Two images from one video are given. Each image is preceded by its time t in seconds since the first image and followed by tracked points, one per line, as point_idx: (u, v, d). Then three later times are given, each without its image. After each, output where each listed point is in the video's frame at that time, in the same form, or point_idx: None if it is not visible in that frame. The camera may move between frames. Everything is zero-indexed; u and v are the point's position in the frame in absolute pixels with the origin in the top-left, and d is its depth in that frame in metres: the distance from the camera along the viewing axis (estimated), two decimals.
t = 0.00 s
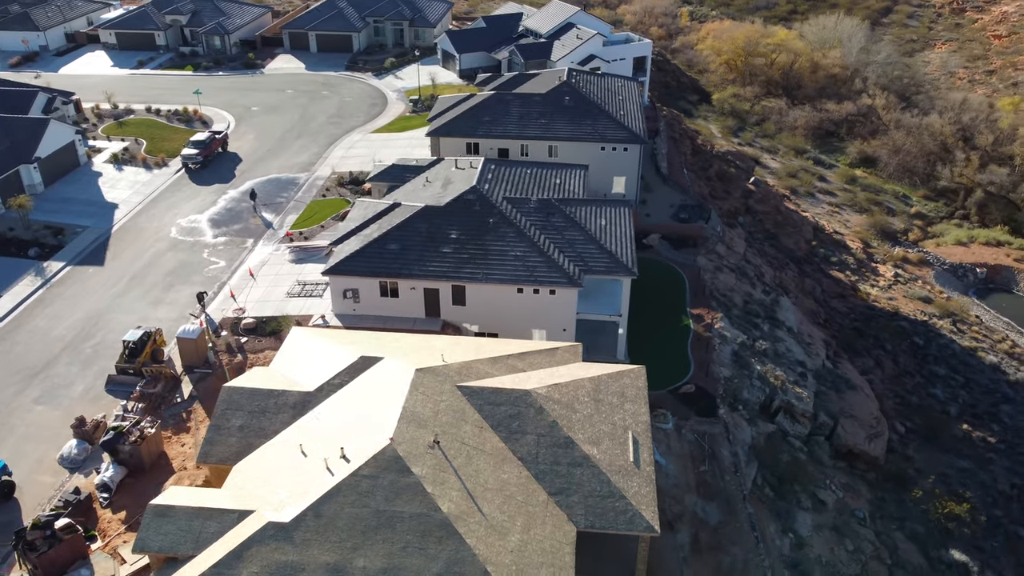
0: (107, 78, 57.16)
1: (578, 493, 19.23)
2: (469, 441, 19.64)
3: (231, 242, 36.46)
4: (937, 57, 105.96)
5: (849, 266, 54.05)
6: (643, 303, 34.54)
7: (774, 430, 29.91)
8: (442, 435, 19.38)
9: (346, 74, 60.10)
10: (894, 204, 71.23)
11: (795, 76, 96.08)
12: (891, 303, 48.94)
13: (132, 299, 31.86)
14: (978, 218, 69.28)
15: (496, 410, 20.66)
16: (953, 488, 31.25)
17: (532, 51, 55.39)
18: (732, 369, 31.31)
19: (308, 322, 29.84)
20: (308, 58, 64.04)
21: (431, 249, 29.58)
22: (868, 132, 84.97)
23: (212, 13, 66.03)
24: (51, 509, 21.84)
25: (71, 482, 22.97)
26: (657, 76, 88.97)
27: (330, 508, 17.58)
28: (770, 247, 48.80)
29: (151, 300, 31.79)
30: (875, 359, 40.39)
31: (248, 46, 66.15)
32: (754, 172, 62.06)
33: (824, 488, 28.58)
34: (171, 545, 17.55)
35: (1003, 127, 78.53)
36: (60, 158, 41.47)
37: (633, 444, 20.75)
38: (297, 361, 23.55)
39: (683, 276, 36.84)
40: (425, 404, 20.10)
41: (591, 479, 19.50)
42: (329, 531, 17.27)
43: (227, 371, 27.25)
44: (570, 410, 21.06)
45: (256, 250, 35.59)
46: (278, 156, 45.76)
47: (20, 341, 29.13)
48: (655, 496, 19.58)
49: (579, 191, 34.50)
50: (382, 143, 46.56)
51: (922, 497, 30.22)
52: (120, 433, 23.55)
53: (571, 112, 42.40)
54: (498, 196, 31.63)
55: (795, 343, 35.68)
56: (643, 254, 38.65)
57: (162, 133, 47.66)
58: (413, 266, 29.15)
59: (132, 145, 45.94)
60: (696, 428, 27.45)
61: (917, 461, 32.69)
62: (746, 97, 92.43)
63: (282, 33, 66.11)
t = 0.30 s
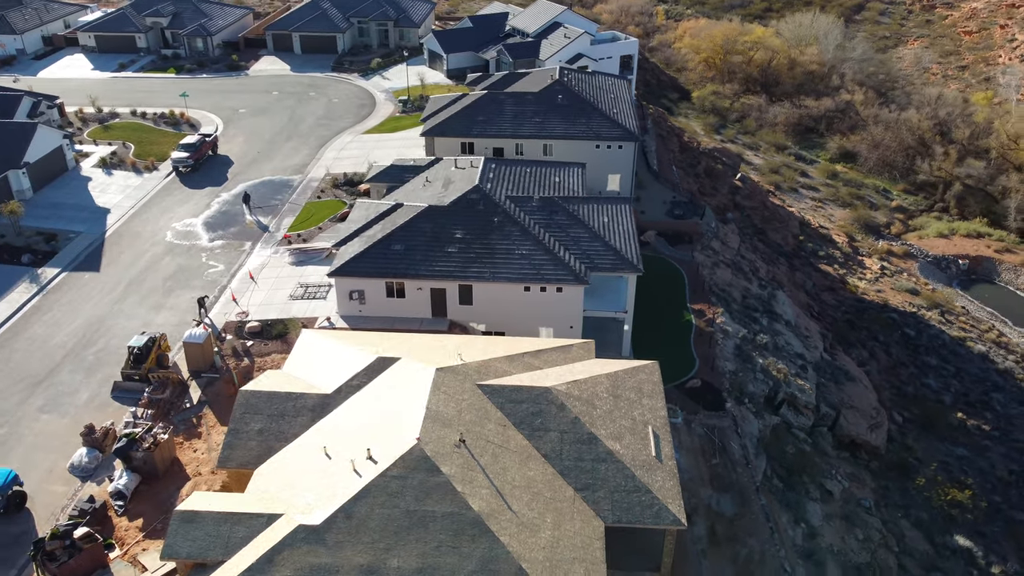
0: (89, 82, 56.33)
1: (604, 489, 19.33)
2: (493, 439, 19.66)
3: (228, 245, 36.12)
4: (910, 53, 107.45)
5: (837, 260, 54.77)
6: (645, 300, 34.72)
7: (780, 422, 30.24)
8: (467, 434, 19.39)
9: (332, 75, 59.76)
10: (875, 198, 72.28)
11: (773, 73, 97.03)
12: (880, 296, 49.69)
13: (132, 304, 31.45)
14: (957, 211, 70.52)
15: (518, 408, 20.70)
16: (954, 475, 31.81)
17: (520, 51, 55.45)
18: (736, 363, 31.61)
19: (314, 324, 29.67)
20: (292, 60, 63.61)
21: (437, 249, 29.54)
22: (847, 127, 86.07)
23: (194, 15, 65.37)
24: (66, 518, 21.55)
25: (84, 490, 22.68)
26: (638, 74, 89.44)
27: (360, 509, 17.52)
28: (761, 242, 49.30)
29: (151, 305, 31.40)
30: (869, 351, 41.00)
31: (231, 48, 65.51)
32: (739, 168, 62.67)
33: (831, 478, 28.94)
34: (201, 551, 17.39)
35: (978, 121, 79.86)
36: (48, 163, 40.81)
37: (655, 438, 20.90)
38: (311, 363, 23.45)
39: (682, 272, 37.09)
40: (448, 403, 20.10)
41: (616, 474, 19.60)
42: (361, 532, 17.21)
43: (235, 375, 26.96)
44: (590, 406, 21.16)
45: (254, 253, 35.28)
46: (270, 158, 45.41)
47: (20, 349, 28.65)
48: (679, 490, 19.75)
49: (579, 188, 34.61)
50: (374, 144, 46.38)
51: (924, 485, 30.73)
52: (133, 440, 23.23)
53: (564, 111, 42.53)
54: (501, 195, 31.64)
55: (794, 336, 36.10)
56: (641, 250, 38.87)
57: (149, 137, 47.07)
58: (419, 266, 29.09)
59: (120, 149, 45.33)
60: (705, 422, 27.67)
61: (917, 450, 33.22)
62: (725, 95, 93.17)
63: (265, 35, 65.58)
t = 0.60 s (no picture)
0: (70, 86, 55.46)
1: (630, 484, 19.46)
2: (518, 437, 19.71)
3: (226, 248, 35.76)
4: (884, 49, 108.79)
5: (824, 254, 55.48)
6: (646, 296, 34.92)
7: (784, 415, 30.60)
8: (492, 433, 19.42)
9: (318, 77, 59.37)
10: (856, 192, 73.31)
11: (751, 70, 97.88)
12: (869, 289, 50.43)
13: (132, 310, 31.06)
14: (936, 204, 71.71)
15: (540, 406, 20.76)
16: (953, 463, 32.39)
17: (507, 51, 55.48)
18: (738, 357, 31.95)
19: (320, 326, 29.51)
20: (276, 62, 63.11)
21: (442, 250, 29.50)
22: (825, 123, 87.11)
23: (174, 17, 64.63)
24: (82, 528, 21.25)
25: (97, 500, 22.36)
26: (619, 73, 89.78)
27: (392, 511, 17.48)
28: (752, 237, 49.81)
29: (152, 311, 31.02)
30: (861, 342, 41.63)
31: (213, 50, 64.81)
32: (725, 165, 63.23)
33: (836, 468, 29.33)
34: (232, 557, 17.26)
35: (954, 115, 81.17)
36: (36, 169, 40.14)
37: (674, 433, 21.08)
38: (326, 366, 23.33)
39: (680, 268, 37.34)
40: (471, 403, 20.12)
41: (640, 469, 19.73)
42: (394, 534, 17.18)
43: (244, 380, 26.75)
44: (610, 403, 21.29)
45: (253, 256, 34.98)
46: (262, 161, 45.01)
47: (20, 358, 28.16)
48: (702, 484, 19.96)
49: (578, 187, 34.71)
50: (366, 145, 46.18)
51: (925, 473, 31.27)
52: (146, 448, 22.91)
53: (558, 110, 42.66)
54: (503, 195, 31.66)
55: (792, 330, 36.53)
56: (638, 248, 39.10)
57: (137, 141, 46.45)
58: (425, 266, 29.07)
59: (108, 153, 44.68)
60: (714, 416, 27.93)
61: (916, 438, 33.77)
62: (705, 92, 93.76)
63: (248, 36, 64.97)
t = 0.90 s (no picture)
0: (51, 91, 54.56)
1: (655, 479, 19.62)
2: (543, 436, 19.79)
3: (223, 252, 35.40)
4: (857, 46, 110.15)
5: (811, 248, 56.19)
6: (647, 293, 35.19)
7: (788, 408, 30.99)
8: (518, 432, 19.47)
9: (304, 78, 58.94)
10: (838, 187, 74.30)
11: (729, 68, 98.64)
12: (857, 282, 51.17)
13: (133, 316, 30.66)
14: (915, 197, 72.85)
15: (561, 403, 20.86)
16: (951, 450, 32.97)
17: (494, 51, 55.52)
18: (742, 351, 32.30)
19: (327, 329, 29.37)
20: (260, 64, 62.56)
21: (448, 250, 29.48)
22: (804, 119, 88.10)
23: (154, 19, 63.83)
24: (101, 538, 20.95)
25: (113, 509, 22.07)
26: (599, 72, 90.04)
27: (424, 512, 17.48)
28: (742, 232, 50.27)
29: (154, 317, 30.66)
30: (854, 335, 42.26)
31: (194, 53, 64.08)
32: (710, 162, 63.75)
33: (841, 459, 29.76)
34: (264, 563, 17.15)
35: (930, 110, 82.50)
36: (24, 175, 39.47)
37: (694, 428, 21.28)
38: (341, 369, 23.22)
39: (678, 265, 37.63)
40: (495, 402, 20.15)
41: (665, 463, 19.90)
42: (427, 535, 17.19)
43: (253, 384, 26.55)
44: (630, 399, 21.46)
45: (252, 260, 34.68)
46: (253, 163, 44.61)
47: (22, 368, 27.70)
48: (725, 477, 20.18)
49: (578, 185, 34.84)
50: (358, 147, 45.98)
51: (926, 461, 31.83)
52: (162, 455, 22.65)
53: (551, 109, 42.78)
54: (506, 194, 31.69)
55: (790, 323, 36.99)
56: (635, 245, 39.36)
57: (124, 145, 45.84)
58: (432, 267, 29.03)
59: (95, 158, 44.04)
60: (722, 411, 28.22)
61: (915, 427, 34.36)
62: (684, 90, 94.32)
63: (230, 38, 64.33)
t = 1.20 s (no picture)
0: (31, 96, 53.59)
1: (679, 474, 19.79)
2: (567, 433, 19.86)
3: (221, 256, 35.04)
4: (831, 43, 111.48)
5: (798, 243, 56.89)
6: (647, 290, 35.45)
7: (791, 400, 31.40)
8: (543, 431, 19.53)
9: (289, 80, 58.46)
10: (819, 182, 75.26)
11: (707, 66, 99.30)
12: (844, 275, 51.96)
13: (134, 323, 30.26)
14: (894, 191, 74.03)
15: (582, 401, 20.97)
16: (949, 438, 33.59)
17: (481, 51, 55.54)
18: (743, 345, 32.67)
19: (333, 331, 29.22)
20: (243, 66, 61.95)
21: (453, 251, 29.46)
22: (783, 116, 89.04)
23: (134, 22, 62.94)
24: (119, 549, 20.66)
25: (129, 518, 21.77)
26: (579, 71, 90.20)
27: (456, 512, 17.49)
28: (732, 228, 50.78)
29: (155, 323, 30.28)
30: (846, 327, 42.91)
31: (175, 56, 63.28)
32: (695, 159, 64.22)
33: (845, 449, 30.19)
34: (296, 568, 17.05)
35: (906, 105, 83.79)
36: (11, 182, 38.75)
37: (713, 422, 21.50)
38: (353, 372, 23.11)
39: (676, 262, 37.91)
40: (518, 401, 20.20)
41: (687, 458, 20.08)
42: (461, 535, 17.21)
43: (262, 390, 26.32)
44: (649, 395, 21.61)
45: (251, 264, 34.37)
46: (244, 167, 44.18)
47: (24, 378, 27.22)
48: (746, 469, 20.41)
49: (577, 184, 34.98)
50: (350, 148, 45.77)
51: (925, 450, 32.41)
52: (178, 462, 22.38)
53: (544, 108, 42.88)
54: (508, 194, 31.73)
55: (786, 317, 37.46)
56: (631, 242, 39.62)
57: (110, 150, 45.19)
58: (438, 268, 29.00)
59: (82, 163, 43.36)
60: (730, 405, 28.51)
61: (912, 417, 34.95)
62: (664, 88, 94.78)
63: (212, 41, 63.62)
